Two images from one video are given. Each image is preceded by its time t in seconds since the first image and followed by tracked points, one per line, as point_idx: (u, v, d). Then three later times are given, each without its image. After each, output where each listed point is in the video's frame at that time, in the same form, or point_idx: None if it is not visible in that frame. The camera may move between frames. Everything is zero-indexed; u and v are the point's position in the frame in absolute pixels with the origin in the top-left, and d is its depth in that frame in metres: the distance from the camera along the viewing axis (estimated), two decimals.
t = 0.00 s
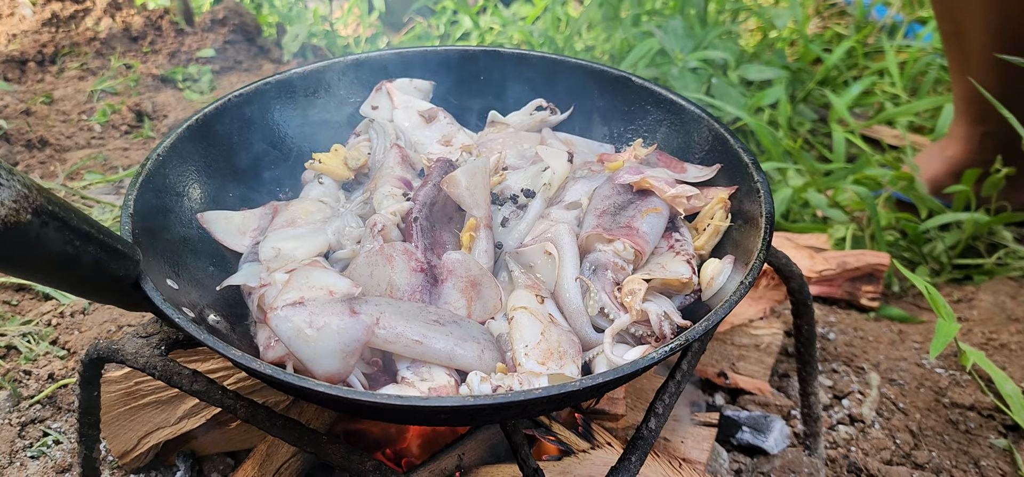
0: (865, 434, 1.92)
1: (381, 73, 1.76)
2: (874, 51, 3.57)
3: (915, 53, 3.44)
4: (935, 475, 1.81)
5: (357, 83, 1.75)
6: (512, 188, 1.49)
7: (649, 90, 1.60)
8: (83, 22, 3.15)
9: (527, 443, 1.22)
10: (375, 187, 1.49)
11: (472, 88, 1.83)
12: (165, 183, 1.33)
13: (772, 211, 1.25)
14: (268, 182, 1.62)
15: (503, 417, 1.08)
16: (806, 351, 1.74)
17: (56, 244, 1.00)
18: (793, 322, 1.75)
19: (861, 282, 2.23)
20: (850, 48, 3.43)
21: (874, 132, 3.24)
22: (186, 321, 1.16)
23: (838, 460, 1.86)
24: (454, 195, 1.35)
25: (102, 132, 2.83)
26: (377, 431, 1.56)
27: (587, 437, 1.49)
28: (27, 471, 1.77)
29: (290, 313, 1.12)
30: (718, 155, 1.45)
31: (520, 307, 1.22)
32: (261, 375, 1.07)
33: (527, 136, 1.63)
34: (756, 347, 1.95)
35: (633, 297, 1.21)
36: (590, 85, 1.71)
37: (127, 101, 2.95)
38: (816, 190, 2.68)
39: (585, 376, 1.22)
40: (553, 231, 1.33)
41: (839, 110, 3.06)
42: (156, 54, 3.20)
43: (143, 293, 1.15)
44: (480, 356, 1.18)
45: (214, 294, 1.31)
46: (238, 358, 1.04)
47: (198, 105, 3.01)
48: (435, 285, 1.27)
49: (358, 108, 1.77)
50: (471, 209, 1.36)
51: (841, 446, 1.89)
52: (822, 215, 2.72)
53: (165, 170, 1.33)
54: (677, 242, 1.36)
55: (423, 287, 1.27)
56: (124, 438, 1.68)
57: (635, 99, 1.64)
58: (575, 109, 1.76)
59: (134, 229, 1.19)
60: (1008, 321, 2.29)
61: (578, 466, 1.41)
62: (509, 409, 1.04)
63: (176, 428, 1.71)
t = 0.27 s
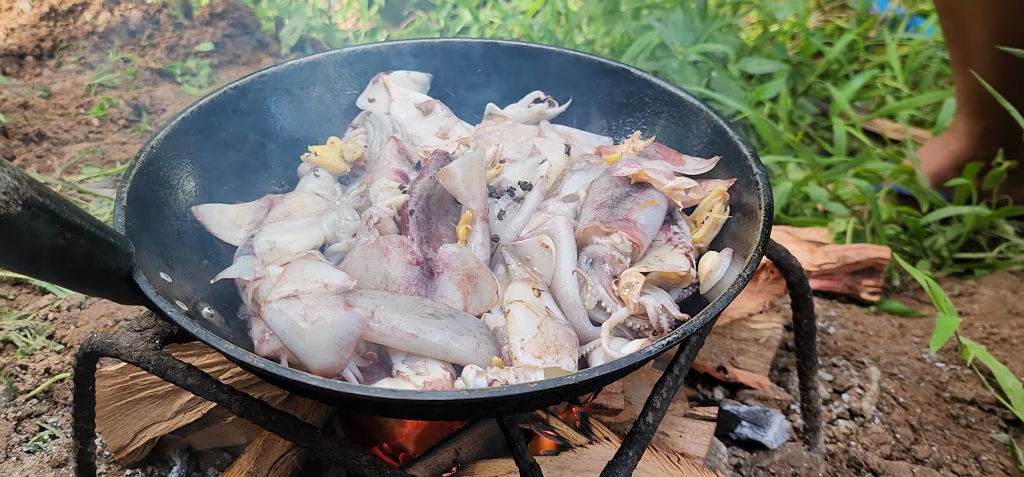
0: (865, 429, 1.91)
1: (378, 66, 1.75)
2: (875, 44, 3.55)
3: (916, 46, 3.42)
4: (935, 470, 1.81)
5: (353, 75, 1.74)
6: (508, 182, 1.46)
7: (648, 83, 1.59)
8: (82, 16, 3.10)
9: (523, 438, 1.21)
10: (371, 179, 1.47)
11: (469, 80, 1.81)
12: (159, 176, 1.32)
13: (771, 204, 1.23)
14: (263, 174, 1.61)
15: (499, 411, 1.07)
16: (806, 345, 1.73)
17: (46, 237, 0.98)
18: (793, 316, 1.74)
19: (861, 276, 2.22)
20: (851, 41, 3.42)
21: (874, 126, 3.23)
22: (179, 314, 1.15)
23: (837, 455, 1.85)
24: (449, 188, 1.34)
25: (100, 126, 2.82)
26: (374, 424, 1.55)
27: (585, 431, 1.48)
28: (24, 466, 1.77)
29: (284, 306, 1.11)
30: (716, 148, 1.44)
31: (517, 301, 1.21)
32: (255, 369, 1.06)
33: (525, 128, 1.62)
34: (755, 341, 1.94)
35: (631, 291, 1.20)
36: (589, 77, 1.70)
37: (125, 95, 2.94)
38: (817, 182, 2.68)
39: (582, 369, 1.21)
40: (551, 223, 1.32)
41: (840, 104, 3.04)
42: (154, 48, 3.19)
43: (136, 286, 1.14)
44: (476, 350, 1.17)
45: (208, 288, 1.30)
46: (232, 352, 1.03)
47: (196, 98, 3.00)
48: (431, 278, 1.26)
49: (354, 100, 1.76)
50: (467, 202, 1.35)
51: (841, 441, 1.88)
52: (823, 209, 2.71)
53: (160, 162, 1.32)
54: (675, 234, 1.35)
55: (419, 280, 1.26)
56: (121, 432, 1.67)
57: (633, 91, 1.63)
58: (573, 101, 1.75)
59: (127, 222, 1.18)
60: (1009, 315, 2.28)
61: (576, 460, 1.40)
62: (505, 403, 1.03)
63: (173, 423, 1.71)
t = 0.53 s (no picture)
0: (868, 421, 1.89)
1: (374, 54, 1.73)
2: (878, 36, 3.52)
3: (920, 37, 3.39)
4: (940, 462, 1.78)
5: (349, 64, 1.72)
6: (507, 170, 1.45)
7: (648, 70, 1.56)
8: (79, 8, 3.09)
9: (521, 429, 1.19)
10: (366, 169, 1.45)
11: (467, 69, 1.79)
12: (151, 165, 1.29)
13: (773, 191, 1.21)
14: (258, 164, 1.59)
15: (495, 402, 1.05)
16: (809, 336, 1.71)
17: (34, 225, 0.96)
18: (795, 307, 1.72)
19: (864, 268, 2.19)
20: (854, 32, 3.39)
21: (877, 117, 3.20)
22: (169, 305, 1.13)
23: (841, 448, 1.83)
24: (445, 176, 1.32)
25: (97, 119, 2.80)
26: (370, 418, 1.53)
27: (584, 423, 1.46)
28: (18, 460, 1.75)
29: (276, 295, 1.08)
30: (717, 135, 1.42)
31: (514, 290, 1.19)
32: (246, 360, 1.04)
33: (523, 117, 1.60)
34: (757, 333, 1.91)
35: (630, 280, 1.18)
36: (588, 65, 1.68)
37: (122, 87, 2.91)
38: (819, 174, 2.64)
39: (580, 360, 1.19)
40: (549, 212, 1.30)
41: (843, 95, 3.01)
42: (153, 40, 3.16)
43: (125, 276, 1.12)
44: (473, 340, 1.15)
45: (200, 279, 1.28)
46: (222, 342, 1.01)
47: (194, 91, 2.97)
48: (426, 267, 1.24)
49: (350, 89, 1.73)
50: (464, 191, 1.33)
51: (844, 433, 1.86)
52: (826, 201, 2.68)
53: (151, 152, 1.30)
54: (675, 223, 1.32)
55: (414, 269, 1.23)
56: (115, 426, 1.65)
57: (633, 79, 1.60)
58: (572, 90, 1.72)
59: (117, 211, 1.15)
60: (1015, 307, 2.25)
61: (575, 453, 1.38)
62: (501, 394, 1.01)
63: (168, 416, 1.68)
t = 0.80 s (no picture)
0: (872, 426, 1.87)
1: (371, 58, 1.71)
2: (882, 33, 3.49)
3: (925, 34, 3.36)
4: (944, 468, 1.77)
5: (345, 68, 1.70)
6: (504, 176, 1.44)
7: (647, 73, 1.54)
8: (79, 10, 3.09)
9: (518, 440, 1.17)
10: (363, 175, 1.44)
11: (465, 72, 1.77)
12: (144, 173, 1.28)
13: (773, 198, 1.19)
14: (254, 169, 1.57)
15: (490, 414, 1.03)
16: (811, 341, 1.69)
17: (23, 238, 0.95)
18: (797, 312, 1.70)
19: (868, 270, 2.17)
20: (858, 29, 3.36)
21: (881, 116, 3.18)
22: (161, 316, 1.11)
23: (844, 453, 1.81)
24: (441, 183, 1.30)
25: (97, 122, 2.78)
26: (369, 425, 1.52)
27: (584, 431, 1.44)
28: (15, 467, 1.74)
29: (269, 306, 1.07)
30: (717, 140, 1.40)
31: (510, 299, 1.17)
32: (238, 372, 1.03)
33: (521, 121, 1.58)
34: (759, 337, 1.88)
35: (628, 288, 1.16)
36: (586, 68, 1.66)
37: (122, 89, 2.90)
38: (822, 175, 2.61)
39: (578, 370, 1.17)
40: (546, 219, 1.28)
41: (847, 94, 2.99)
42: (153, 41, 3.14)
43: (116, 287, 1.11)
44: (468, 350, 1.13)
45: (194, 288, 1.27)
46: (213, 355, 1.00)
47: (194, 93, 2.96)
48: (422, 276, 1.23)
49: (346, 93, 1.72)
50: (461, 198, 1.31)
51: (846, 438, 1.85)
52: (829, 201, 2.66)
53: (145, 159, 1.29)
54: (674, 230, 1.31)
55: (410, 278, 1.22)
56: (113, 433, 1.64)
57: (632, 82, 1.59)
58: (571, 93, 1.71)
59: (109, 221, 1.14)
60: (1020, 308, 2.23)
61: (574, 462, 1.37)
62: (496, 407, 0.99)
63: (164, 423, 1.67)
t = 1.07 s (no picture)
0: (876, 425, 1.85)
1: (368, 56, 1.70)
2: (888, 27, 3.46)
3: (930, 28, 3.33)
4: (949, 467, 1.74)
5: (341, 66, 1.69)
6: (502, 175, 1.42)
7: (646, 69, 1.53)
8: (81, 9, 3.05)
9: (514, 442, 1.16)
10: (358, 174, 1.42)
11: (462, 70, 1.75)
12: (138, 173, 1.27)
13: (773, 195, 1.18)
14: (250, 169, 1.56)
15: (485, 417, 1.01)
16: (814, 340, 1.67)
17: (11, 241, 0.93)
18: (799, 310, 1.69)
19: (872, 266, 2.15)
20: (863, 24, 3.33)
21: (886, 111, 3.15)
22: (152, 318, 1.10)
23: (848, 453, 1.79)
24: (437, 182, 1.29)
25: (97, 121, 2.77)
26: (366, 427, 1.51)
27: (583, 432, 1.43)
28: (13, 469, 1.73)
29: (261, 308, 1.05)
30: (716, 136, 1.38)
31: (506, 300, 1.15)
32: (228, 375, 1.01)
33: (519, 119, 1.56)
34: (762, 335, 1.87)
35: (626, 288, 1.14)
36: (585, 65, 1.64)
37: (122, 89, 2.88)
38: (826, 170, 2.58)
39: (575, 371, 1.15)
40: (543, 218, 1.27)
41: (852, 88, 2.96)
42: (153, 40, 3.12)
43: (107, 289, 1.09)
44: (463, 352, 1.12)
45: (187, 289, 1.26)
46: (203, 358, 0.98)
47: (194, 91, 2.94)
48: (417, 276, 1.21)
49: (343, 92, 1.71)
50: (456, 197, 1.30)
51: (851, 437, 1.82)
52: (833, 197, 2.64)
53: (139, 159, 1.28)
54: (673, 229, 1.29)
55: (405, 278, 1.20)
56: (110, 435, 1.63)
57: (631, 78, 1.57)
58: (569, 90, 1.69)
59: (100, 222, 1.13)
60: None
61: (572, 464, 1.35)
62: (490, 409, 0.97)
63: (161, 425, 1.66)
